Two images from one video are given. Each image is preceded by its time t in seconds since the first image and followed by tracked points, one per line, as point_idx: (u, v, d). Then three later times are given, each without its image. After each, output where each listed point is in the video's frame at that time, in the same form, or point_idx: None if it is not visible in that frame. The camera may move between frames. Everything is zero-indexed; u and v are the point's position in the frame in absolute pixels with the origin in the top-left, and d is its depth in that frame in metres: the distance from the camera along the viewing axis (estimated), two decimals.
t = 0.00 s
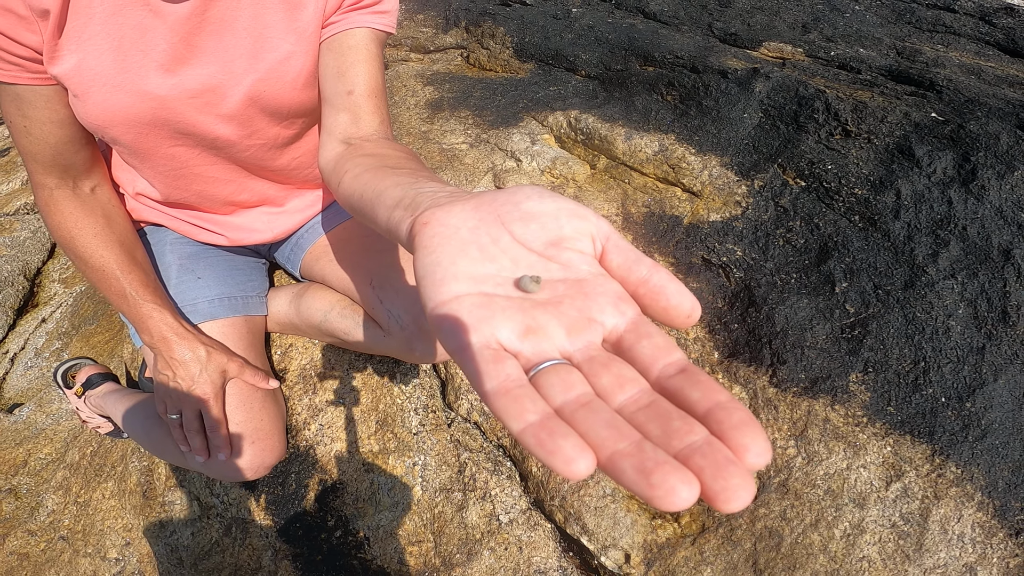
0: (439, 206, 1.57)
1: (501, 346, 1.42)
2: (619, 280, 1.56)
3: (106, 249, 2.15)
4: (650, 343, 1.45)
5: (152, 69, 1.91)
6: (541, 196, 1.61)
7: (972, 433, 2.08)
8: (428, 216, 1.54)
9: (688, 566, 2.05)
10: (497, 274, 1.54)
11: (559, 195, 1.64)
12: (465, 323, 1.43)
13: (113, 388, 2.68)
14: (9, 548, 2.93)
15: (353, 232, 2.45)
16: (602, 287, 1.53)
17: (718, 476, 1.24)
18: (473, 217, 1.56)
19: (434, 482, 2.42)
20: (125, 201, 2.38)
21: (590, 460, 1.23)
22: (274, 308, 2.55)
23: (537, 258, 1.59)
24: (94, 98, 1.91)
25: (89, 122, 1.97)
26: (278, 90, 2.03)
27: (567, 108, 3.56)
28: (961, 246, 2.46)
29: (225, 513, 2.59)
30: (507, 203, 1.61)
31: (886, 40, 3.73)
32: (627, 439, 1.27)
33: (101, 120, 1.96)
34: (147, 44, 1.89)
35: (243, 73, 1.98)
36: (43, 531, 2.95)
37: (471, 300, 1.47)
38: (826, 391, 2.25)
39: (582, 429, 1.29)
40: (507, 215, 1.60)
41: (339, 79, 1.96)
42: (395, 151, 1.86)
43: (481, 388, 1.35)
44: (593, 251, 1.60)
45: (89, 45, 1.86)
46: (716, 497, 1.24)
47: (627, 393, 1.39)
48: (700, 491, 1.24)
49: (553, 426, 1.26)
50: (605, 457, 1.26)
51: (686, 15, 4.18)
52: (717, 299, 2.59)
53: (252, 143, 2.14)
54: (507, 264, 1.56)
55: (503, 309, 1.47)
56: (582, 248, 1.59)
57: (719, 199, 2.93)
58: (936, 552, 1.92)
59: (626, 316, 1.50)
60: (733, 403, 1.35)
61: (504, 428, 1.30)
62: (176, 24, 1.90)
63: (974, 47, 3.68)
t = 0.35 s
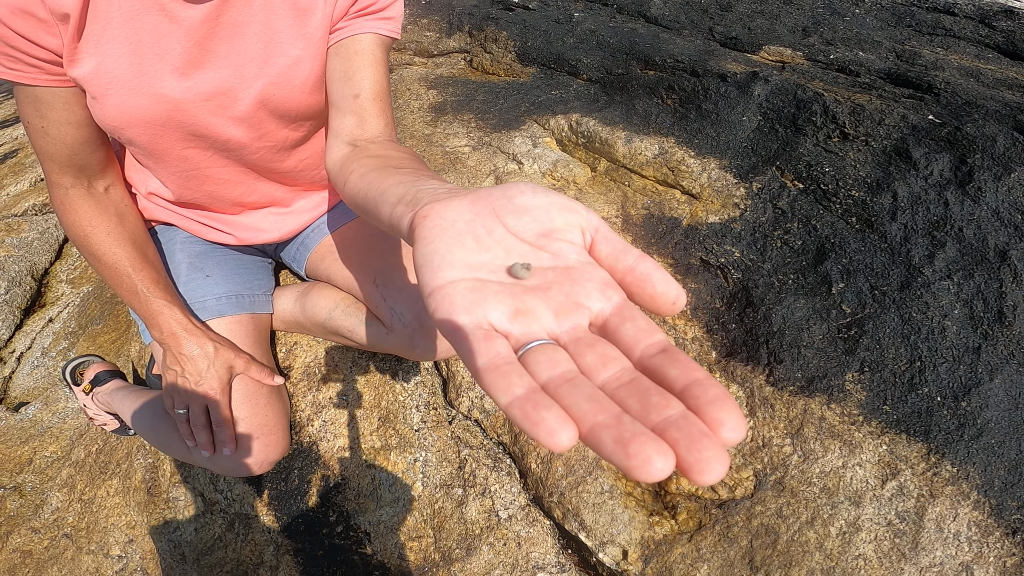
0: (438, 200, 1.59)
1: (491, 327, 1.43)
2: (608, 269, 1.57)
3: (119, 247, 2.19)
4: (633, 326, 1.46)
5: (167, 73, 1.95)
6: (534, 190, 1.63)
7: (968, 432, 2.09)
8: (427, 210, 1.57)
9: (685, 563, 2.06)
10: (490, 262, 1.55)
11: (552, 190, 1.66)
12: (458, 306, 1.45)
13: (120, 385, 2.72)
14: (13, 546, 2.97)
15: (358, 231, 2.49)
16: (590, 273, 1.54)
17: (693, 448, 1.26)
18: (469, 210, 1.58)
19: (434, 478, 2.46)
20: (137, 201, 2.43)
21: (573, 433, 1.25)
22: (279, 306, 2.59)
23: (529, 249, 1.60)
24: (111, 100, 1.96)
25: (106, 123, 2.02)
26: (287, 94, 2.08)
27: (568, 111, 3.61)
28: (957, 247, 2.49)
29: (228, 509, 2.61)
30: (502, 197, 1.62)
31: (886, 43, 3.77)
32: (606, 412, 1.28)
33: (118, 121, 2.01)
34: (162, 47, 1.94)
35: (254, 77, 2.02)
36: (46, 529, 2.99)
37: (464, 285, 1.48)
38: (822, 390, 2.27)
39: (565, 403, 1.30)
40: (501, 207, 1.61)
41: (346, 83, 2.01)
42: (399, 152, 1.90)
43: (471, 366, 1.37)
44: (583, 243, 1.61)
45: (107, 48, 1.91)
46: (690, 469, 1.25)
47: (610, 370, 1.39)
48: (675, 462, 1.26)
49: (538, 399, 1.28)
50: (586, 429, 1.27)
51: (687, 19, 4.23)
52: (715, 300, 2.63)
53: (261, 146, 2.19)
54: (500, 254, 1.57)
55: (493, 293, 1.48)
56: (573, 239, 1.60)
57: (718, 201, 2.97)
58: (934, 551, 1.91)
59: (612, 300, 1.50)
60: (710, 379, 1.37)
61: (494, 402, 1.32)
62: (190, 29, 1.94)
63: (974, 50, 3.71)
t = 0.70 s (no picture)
0: (447, 194, 1.60)
1: (496, 308, 1.41)
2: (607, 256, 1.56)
3: (134, 245, 2.24)
4: (629, 305, 1.45)
5: (184, 75, 2.00)
6: (535, 182, 1.62)
7: (967, 431, 2.12)
8: (436, 203, 1.58)
9: (685, 559, 2.09)
10: (494, 250, 1.52)
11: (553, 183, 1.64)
12: (464, 289, 1.42)
13: (129, 382, 2.77)
14: (16, 544, 2.96)
15: (365, 231, 2.53)
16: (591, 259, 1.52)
17: (685, 415, 1.26)
18: (475, 202, 1.56)
19: (438, 474, 2.51)
20: (150, 200, 2.47)
21: (573, 402, 1.25)
22: (287, 304, 2.64)
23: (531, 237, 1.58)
24: (131, 102, 2.01)
25: (124, 124, 2.07)
26: (299, 97, 2.12)
27: (571, 115, 3.65)
28: (956, 249, 2.52)
29: (233, 505, 2.64)
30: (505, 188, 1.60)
31: (887, 47, 3.80)
32: (603, 381, 1.29)
33: (136, 122, 2.05)
34: (180, 50, 1.98)
35: (267, 80, 2.06)
36: (51, 526, 2.99)
37: (469, 270, 1.46)
38: (821, 389, 2.30)
39: (565, 374, 1.30)
40: (505, 198, 1.59)
41: (356, 86, 2.06)
42: (407, 152, 1.94)
43: (475, 342, 1.35)
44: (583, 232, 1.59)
45: (127, 51, 1.96)
46: (683, 436, 1.24)
47: (608, 345, 1.39)
48: (669, 429, 1.26)
49: (540, 371, 1.28)
50: (586, 399, 1.27)
51: (690, 24, 4.27)
52: (715, 300, 2.66)
53: (273, 147, 2.23)
54: (504, 242, 1.55)
55: (497, 277, 1.46)
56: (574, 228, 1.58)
57: (719, 204, 3.00)
58: (932, 548, 1.93)
59: (610, 284, 1.49)
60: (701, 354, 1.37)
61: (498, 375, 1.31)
62: (208, 33, 1.99)
63: (976, 54, 3.74)
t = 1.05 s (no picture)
0: (456, 196, 1.64)
1: (503, 300, 1.44)
2: (606, 254, 1.59)
3: (149, 245, 2.29)
4: (626, 299, 1.49)
5: (201, 80, 2.05)
6: (540, 184, 1.66)
7: (964, 432, 2.15)
8: (445, 204, 1.61)
9: (685, 557, 2.12)
10: (501, 247, 1.55)
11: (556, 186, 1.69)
12: (472, 282, 1.45)
13: (138, 380, 2.81)
14: (21, 541, 2.95)
15: (373, 233, 2.58)
16: (591, 256, 1.56)
17: (676, 397, 1.30)
18: (482, 203, 1.60)
19: (442, 472, 2.55)
20: (165, 201, 2.53)
21: (574, 385, 1.28)
22: (296, 304, 2.69)
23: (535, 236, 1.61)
24: (149, 105, 2.06)
25: (142, 127, 2.12)
26: (311, 101, 2.17)
27: (575, 120, 3.70)
28: (954, 252, 2.55)
29: (240, 502, 2.68)
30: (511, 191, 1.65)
31: (888, 52, 3.84)
32: (601, 365, 1.32)
33: (154, 125, 2.10)
34: (197, 55, 2.03)
35: (280, 85, 2.11)
36: (56, 525, 2.98)
37: (477, 265, 1.49)
38: (819, 390, 2.33)
39: (566, 360, 1.34)
40: (511, 199, 1.63)
41: (365, 92, 2.10)
42: (416, 155, 1.98)
43: (483, 331, 1.39)
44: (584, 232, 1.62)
45: (146, 55, 2.01)
46: (674, 417, 1.29)
47: (605, 335, 1.43)
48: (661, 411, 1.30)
49: (542, 356, 1.31)
50: (585, 383, 1.31)
51: (693, 29, 4.32)
52: (716, 303, 2.70)
53: (284, 150, 2.28)
54: (510, 240, 1.58)
55: (504, 272, 1.49)
56: (576, 228, 1.62)
57: (720, 208, 3.04)
58: (929, 546, 1.96)
59: (609, 279, 1.52)
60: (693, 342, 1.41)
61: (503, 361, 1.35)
62: (223, 38, 2.04)
63: (976, 58, 3.78)
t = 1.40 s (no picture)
0: (455, 196, 1.68)
1: (497, 293, 1.47)
2: (598, 251, 1.62)
3: (159, 245, 2.33)
4: (615, 293, 1.51)
5: (212, 84, 2.09)
6: (535, 185, 1.70)
7: (960, 433, 2.17)
8: (444, 204, 1.65)
9: (682, 556, 2.14)
10: (497, 244, 1.57)
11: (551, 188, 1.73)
12: (468, 277, 1.49)
13: (144, 379, 2.86)
14: (23, 540, 2.99)
15: (377, 235, 2.61)
16: (583, 253, 1.58)
17: (658, 382, 1.31)
18: (480, 202, 1.64)
19: (442, 470, 2.58)
20: (174, 202, 2.57)
21: (562, 371, 1.30)
22: (300, 305, 2.73)
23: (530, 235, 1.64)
24: (161, 108, 2.10)
25: (154, 130, 2.16)
26: (318, 106, 2.21)
27: (577, 124, 3.74)
28: (952, 256, 2.58)
29: (243, 500, 2.72)
30: (507, 191, 1.68)
31: (888, 56, 3.88)
32: (588, 352, 1.34)
33: (165, 128, 2.15)
34: (208, 60, 2.07)
35: (288, 89, 2.15)
36: (59, 523, 3.03)
37: (473, 260, 1.52)
38: (817, 391, 2.36)
39: (554, 348, 1.36)
40: (507, 199, 1.67)
41: (370, 97, 2.15)
42: (418, 158, 2.02)
43: (477, 322, 1.43)
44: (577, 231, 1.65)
45: (158, 59, 2.05)
46: (657, 401, 1.29)
47: (594, 324, 1.45)
48: (645, 396, 1.30)
49: (532, 344, 1.33)
50: (573, 369, 1.33)
51: (694, 34, 4.36)
52: (715, 305, 2.73)
53: (291, 153, 2.32)
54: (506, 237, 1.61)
55: (499, 267, 1.52)
56: (569, 227, 1.65)
57: (720, 212, 3.07)
58: (925, 546, 1.98)
59: (600, 275, 1.55)
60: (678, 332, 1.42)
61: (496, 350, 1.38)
62: (234, 44, 2.08)
63: (977, 62, 3.80)
